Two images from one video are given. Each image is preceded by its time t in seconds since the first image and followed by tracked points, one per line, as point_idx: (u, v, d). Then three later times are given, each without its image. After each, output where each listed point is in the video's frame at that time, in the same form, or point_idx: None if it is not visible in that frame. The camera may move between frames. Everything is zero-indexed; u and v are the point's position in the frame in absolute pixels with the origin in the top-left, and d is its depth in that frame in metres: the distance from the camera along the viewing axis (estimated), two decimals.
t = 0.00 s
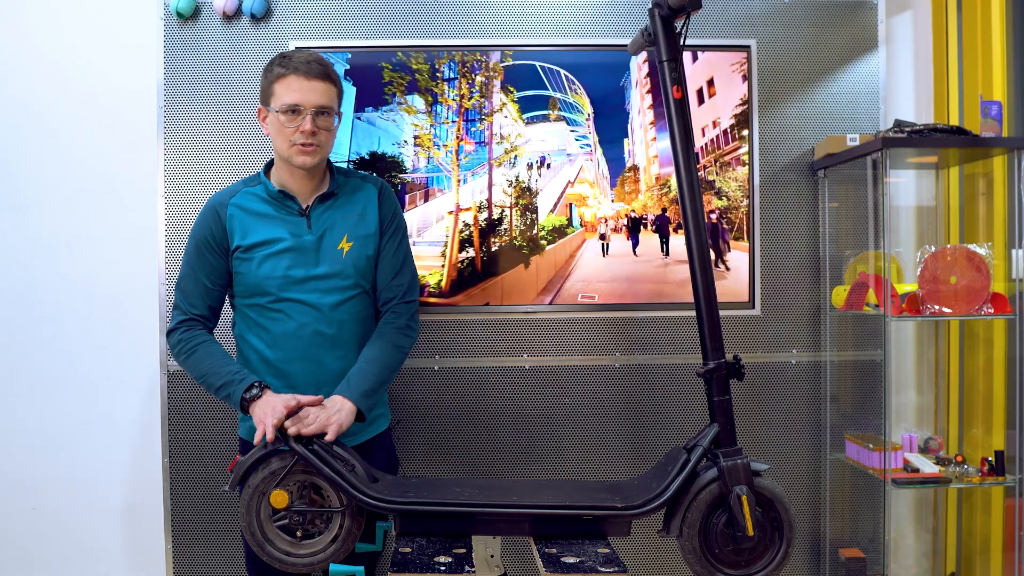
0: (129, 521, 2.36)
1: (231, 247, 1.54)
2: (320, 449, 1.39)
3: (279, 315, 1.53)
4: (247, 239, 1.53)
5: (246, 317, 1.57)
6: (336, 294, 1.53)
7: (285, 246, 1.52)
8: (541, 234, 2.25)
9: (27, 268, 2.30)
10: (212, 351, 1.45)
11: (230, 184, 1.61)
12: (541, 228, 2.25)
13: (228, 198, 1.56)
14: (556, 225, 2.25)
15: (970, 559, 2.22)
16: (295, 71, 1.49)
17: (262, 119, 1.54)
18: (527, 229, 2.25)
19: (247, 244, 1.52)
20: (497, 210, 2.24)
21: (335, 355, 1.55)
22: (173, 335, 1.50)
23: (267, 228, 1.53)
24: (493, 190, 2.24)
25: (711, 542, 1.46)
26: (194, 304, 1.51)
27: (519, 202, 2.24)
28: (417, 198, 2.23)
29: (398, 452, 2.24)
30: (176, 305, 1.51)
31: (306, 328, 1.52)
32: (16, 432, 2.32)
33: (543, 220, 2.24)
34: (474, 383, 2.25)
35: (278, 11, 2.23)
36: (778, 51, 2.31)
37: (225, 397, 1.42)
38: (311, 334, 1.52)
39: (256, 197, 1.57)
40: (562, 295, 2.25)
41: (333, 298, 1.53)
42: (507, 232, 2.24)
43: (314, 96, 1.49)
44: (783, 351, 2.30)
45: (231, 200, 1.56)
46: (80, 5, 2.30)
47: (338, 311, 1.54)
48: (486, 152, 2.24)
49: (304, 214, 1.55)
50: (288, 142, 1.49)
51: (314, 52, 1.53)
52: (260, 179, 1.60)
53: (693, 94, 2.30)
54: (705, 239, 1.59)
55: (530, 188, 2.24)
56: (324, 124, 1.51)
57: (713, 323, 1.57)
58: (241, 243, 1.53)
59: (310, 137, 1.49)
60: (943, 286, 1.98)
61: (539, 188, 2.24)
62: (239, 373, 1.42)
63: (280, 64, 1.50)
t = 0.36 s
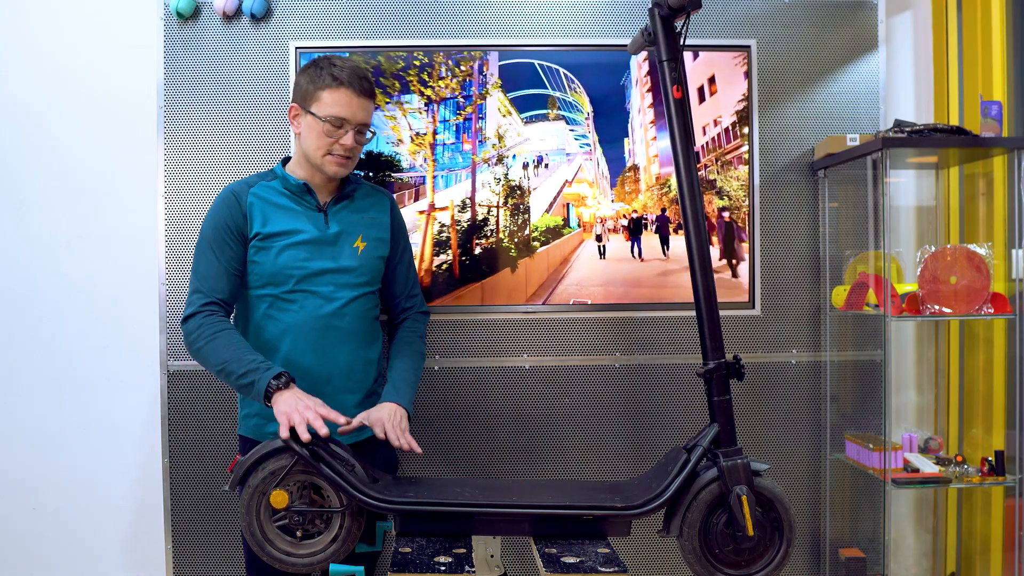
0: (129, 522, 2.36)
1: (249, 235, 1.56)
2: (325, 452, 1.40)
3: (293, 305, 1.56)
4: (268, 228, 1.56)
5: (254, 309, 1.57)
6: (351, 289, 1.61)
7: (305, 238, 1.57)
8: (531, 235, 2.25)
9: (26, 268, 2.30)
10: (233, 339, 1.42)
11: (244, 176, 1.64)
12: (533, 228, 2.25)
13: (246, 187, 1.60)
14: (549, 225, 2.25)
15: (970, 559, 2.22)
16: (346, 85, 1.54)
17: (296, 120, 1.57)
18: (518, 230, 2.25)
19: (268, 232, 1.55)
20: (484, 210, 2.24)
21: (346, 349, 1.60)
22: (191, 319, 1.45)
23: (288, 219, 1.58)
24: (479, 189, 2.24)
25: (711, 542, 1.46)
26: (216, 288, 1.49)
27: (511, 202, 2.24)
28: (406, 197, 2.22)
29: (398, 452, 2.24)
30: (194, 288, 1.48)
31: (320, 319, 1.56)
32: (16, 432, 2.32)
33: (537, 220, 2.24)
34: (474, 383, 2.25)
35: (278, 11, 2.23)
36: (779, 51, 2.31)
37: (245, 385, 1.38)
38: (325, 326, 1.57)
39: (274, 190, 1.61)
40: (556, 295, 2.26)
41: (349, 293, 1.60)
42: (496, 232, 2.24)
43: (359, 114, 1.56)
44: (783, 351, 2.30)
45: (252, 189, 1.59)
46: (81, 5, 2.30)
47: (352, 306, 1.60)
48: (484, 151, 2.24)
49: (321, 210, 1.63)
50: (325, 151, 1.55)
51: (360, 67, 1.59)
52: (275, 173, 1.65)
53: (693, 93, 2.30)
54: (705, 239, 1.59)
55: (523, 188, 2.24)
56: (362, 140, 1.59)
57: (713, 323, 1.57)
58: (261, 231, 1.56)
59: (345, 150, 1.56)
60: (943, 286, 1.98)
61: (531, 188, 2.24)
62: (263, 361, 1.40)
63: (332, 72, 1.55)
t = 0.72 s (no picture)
0: (129, 521, 2.36)
1: (264, 231, 1.57)
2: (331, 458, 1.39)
3: (305, 303, 1.57)
4: (285, 225, 1.57)
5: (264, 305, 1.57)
6: (362, 292, 1.63)
7: (321, 237, 1.59)
8: (524, 236, 2.25)
9: (26, 268, 2.30)
10: (244, 340, 1.41)
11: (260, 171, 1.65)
12: (527, 229, 2.25)
13: (265, 181, 1.61)
14: (545, 225, 2.25)
15: (970, 559, 2.22)
16: (378, 88, 1.58)
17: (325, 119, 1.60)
18: (511, 231, 2.25)
19: (286, 229, 1.56)
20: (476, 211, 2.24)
21: (354, 351, 1.62)
22: (205, 311, 1.44)
23: (305, 218, 1.59)
24: (469, 190, 2.23)
25: (711, 542, 1.46)
26: (229, 281, 1.48)
27: (507, 202, 2.24)
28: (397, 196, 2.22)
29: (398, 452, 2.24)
30: (207, 280, 1.47)
31: (331, 319, 1.58)
32: (16, 432, 2.32)
33: (532, 222, 2.25)
34: (474, 383, 2.25)
35: (278, 11, 2.23)
36: (779, 51, 2.31)
37: (251, 389, 1.38)
38: (334, 326, 1.58)
39: (291, 187, 1.62)
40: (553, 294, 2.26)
41: (359, 296, 1.62)
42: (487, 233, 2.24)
43: (388, 118, 1.60)
44: (783, 351, 2.30)
45: (270, 185, 1.61)
46: (81, 5, 2.30)
47: (360, 310, 1.62)
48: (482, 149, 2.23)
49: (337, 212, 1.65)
50: (353, 151, 1.58)
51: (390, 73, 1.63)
52: (293, 170, 1.67)
53: (695, 91, 2.30)
54: (705, 239, 1.59)
55: (515, 188, 2.24)
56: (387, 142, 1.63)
57: (713, 323, 1.57)
58: (278, 227, 1.57)
59: (372, 152, 1.60)
60: (943, 286, 1.98)
61: (525, 189, 2.24)
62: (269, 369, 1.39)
63: (363, 75, 1.58)
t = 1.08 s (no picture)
0: (129, 521, 2.36)
1: (275, 227, 1.58)
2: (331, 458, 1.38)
3: (309, 303, 1.57)
4: (293, 222, 1.58)
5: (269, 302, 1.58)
6: (366, 295, 1.63)
7: (328, 237, 1.59)
8: (519, 237, 2.25)
9: (26, 268, 2.30)
10: (252, 337, 1.41)
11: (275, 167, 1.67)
12: (522, 230, 2.25)
13: (277, 179, 1.63)
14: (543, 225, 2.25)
15: (970, 559, 2.23)
16: (369, 78, 1.59)
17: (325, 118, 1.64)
18: (507, 231, 2.25)
19: (294, 227, 1.56)
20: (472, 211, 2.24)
21: (356, 354, 1.62)
22: (215, 304, 1.44)
23: (314, 217, 1.60)
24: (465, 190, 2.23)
25: (711, 541, 1.46)
26: (238, 275, 1.48)
27: (504, 202, 2.24)
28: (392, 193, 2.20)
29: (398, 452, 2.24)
30: (216, 272, 1.47)
31: (333, 321, 1.58)
32: (16, 432, 2.32)
33: (529, 223, 2.25)
34: (474, 383, 2.25)
35: (278, 11, 2.22)
36: (779, 51, 2.31)
37: (254, 386, 1.38)
38: (337, 328, 1.58)
39: (303, 186, 1.63)
40: (552, 293, 2.26)
41: (364, 299, 1.62)
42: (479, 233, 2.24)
43: (383, 106, 1.59)
44: (783, 351, 2.30)
45: (284, 181, 1.62)
46: (81, 5, 2.31)
47: (364, 313, 1.62)
48: (482, 149, 2.23)
49: (347, 213, 1.65)
50: (351, 143, 1.58)
51: (385, 65, 1.65)
52: (306, 168, 1.68)
53: (698, 89, 2.29)
54: (705, 239, 1.59)
55: (511, 187, 2.24)
56: (387, 132, 1.61)
57: (712, 323, 1.57)
58: (287, 224, 1.57)
59: (371, 143, 1.59)
60: (943, 286, 1.98)
61: (521, 189, 2.24)
62: (275, 369, 1.39)
63: (355, 69, 1.61)
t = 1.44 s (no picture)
0: (129, 521, 2.36)
1: (275, 228, 1.59)
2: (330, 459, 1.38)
3: (309, 304, 1.58)
4: (293, 224, 1.59)
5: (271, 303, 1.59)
6: (368, 296, 1.62)
7: (328, 238, 1.59)
8: (517, 238, 2.25)
9: (26, 268, 2.30)
10: (253, 338, 1.43)
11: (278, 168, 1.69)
12: (521, 231, 2.25)
13: (278, 180, 1.64)
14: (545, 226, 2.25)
15: (970, 559, 2.23)
16: (363, 76, 1.59)
17: (322, 120, 1.65)
18: (507, 232, 2.24)
19: (293, 228, 1.57)
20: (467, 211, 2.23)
21: (357, 354, 1.62)
22: (217, 306, 1.46)
23: (313, 217, 1.60)
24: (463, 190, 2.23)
25: (711, 541, 1.46)
26: (240, 276, 1.50)
27: (503, 202, 2.24)
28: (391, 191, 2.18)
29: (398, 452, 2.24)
30: (218, 274, 1.49)
31: (333, 322, 1.59)
32: (16, 432, 2.32)
33: (528, 223, 2.25)
34: (474, 383, 2.25)
35: (278, 11, 2.22)
36: (779, 52, 2.31)
37: (254, 387, 1.39)
38: (337, 329, 1.59)
39: (304, 186, 1.64)
40: (554, 294, 2.26)
41: (365, 299, 1.62)
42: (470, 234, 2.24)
43: (378, 103, 1.59)
44: (782, 351, 2.30)
45: (284, 182, 1.63)
46: (80, 5, 2.30)
47: (366, 313, 1.62)
48: (486, 149, 2.23)
49: (348, 214, 1.65)
50: (348, 142, 1.58)
51: (379, 63, 1.65)
52: (307, 169, 1.69)
53: (705, 87, 2.28)
54: (705, 239, 1.59)
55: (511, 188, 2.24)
56: (383, 129, 1.61)
57: (713, 324, 1.57)
58: (287, 225, 1.58)
59: (369, 140, 1.59)
60: (943, 286, 1.98)
61: (518, 190, 2.24)
62: (275, 370, 1.40)
63: (348, 68, 1.61)
